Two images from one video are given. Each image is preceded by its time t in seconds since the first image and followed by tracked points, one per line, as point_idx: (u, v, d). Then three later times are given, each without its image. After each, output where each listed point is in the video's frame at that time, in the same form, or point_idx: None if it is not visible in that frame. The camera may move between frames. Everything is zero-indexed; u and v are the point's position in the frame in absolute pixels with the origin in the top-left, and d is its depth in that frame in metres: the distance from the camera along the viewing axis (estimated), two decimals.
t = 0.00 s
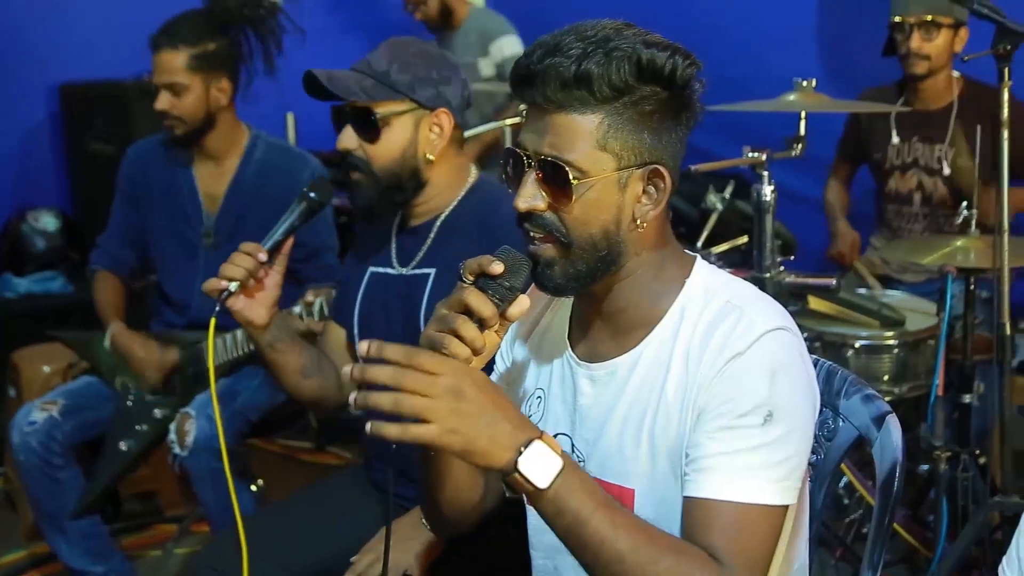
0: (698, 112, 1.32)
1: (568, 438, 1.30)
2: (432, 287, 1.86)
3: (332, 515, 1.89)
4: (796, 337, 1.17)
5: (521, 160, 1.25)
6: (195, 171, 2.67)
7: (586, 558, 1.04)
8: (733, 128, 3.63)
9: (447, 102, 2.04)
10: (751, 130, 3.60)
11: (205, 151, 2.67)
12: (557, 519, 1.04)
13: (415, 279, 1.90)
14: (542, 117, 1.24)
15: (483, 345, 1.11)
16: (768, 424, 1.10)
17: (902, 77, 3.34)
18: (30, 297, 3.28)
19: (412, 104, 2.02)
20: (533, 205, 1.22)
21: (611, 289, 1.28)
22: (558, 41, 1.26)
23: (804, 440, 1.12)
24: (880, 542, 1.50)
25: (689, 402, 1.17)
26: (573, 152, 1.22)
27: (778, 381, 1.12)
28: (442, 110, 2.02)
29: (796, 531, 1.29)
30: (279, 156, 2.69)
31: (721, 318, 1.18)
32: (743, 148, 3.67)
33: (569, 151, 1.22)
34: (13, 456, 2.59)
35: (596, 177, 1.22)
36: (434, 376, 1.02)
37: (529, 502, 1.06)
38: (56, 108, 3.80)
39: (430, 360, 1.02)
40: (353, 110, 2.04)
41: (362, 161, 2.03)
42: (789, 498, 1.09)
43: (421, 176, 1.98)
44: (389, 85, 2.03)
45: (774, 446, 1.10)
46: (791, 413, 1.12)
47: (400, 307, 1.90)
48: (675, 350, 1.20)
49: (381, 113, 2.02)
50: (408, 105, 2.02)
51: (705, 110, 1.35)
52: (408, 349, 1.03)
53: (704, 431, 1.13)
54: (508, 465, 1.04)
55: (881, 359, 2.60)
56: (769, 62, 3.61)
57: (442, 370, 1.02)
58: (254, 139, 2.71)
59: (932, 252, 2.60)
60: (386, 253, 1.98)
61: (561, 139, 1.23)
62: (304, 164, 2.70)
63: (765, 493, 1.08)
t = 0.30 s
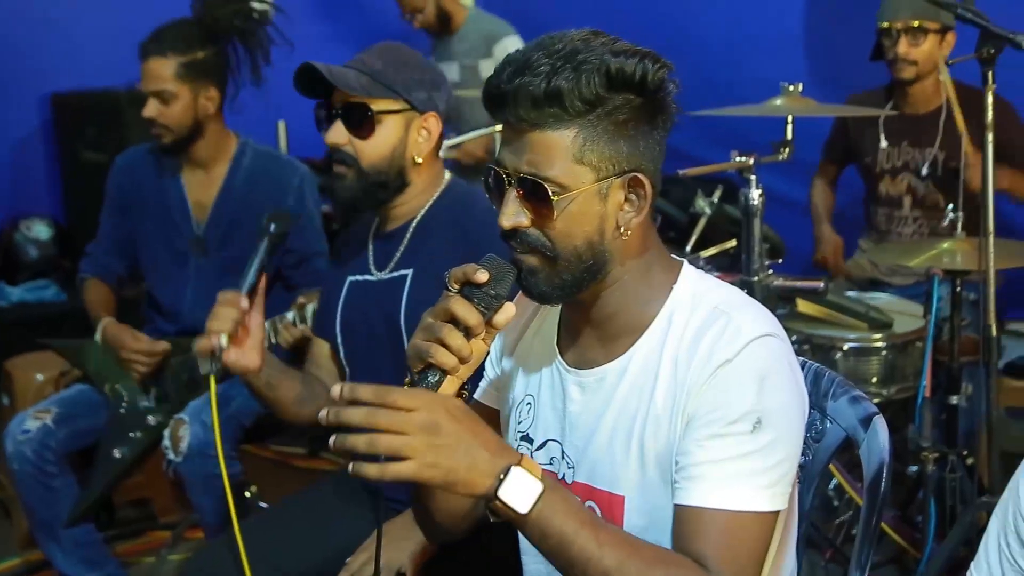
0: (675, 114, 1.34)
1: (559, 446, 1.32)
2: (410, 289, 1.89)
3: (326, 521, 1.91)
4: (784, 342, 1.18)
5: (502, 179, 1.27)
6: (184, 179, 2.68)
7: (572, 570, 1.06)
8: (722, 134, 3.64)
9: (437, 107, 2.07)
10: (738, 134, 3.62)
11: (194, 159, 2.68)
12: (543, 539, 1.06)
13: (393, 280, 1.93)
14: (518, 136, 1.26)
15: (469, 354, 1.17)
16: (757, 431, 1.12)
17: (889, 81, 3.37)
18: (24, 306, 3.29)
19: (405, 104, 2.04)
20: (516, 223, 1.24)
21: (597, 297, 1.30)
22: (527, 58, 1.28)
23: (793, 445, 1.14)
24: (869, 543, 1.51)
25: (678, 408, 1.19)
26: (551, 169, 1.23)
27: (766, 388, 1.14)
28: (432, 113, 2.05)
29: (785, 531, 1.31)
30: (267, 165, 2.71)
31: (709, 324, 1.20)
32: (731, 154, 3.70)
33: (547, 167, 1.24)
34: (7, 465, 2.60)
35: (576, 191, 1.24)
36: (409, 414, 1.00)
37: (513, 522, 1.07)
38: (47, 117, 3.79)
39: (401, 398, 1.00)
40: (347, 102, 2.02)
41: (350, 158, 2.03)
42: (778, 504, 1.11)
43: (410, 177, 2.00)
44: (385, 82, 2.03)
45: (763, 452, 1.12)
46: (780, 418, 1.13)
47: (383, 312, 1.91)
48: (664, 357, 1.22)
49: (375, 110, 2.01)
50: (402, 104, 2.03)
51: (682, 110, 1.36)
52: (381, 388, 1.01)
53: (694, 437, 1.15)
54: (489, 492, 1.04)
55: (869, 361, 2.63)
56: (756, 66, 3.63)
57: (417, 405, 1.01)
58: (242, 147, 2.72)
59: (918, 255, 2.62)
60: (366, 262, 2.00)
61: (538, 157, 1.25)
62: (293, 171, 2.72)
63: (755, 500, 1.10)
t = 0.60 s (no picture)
0: (657, 127, 1.43)
1: (544, 448, 1.40)
2: (403, 301, 1.97)
3: (330, 528, 1.99)
4: (758, 346, 1.28)
5: (490, 185, 1.36)
6: (185, 191, 2.76)
7: (546, 564, 1.13)
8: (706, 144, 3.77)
9: (436, 117, 2.19)
10: (722, 147, 3.75)
11: (195, 170, 2.76)
12: (517, 529, 1.13)
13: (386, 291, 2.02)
14: (506, 143, 1.35)
15: (457, 359, 1.27)
16: (730, 431, 1.21)
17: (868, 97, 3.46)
18: (28, 312, 3.36)
19: (406, 112, 2.15)
20: (502, 227, 1.33)
21: (581, 303, 1.39)
22: (518, 68, 1.37)
23: (764, 444, 1.22)
24: (844, 542, 1.62)
25: (657, 409, 1.28)
26: (538, 176, 1.32)
27: (739, 390, 1.23)
28: (430, 123, 2.18)
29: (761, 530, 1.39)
30: (263, 176, 2.78)
31: (686, 331, 1.30)
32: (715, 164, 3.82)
33: (534, 173, 1.32)
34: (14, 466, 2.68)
35: (562, 198, 1.32)
36: (387, 408, 1.06)
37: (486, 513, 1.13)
38: (53, 130, 3.89)
39: (381, 393, 1.06)
40: (351, 109, 2.13)
41: (353, 163, 2.13)
42: (748, 501, 1.19)
43: (410, 183, 2.10)
44: (387, 89, 2.13)
45: (735, 450, 1.20)
46: (751, 418, 1.22)
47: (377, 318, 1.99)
48: (644, 362, 1.31)
49: (378, 116, 2.12)
50: (404, 112, 2.14)
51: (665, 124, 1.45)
52: (359, 385, 1.06)
53: (669, 436, 1.23)
54: (464, 483, 1.11)
55: (848, 366, 2.72)
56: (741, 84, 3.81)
57: (395, 399, 1.06)
58: (241, 158, 2.81)
59: (895, 265, 2.72)
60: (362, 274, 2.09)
61: (525, 163, 1.33)
62: (289, 181, 2.78)
63: (726, 496, 1.18)
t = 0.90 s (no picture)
0: (630, 131, 1.49)
1: (520, 448, 1.45)
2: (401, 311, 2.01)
3: (314, 515, 2.14)
4: (728, 345, 1.33)
5: (467, 189, 1.42)
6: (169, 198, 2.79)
7: (498, 546, 1.12)
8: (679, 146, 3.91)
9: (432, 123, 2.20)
10: (696, 150, 3.87)
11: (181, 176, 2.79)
12: (469, 509, 1.12)
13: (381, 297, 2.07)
14: (482, 147, 1.40)
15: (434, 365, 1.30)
16: (694, 423, 1.26)
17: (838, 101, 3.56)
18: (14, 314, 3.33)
19: (400, 117, 2.17)
20: (477, 230, 1.38)
21: (556, 304, 1.44)
22: (494, 73, 1.43)
23: (726, 438, 1.27)
24: (815, 537, 1.64)
25: (627, 403, 1.33)
26: (513, 180, 1.38)
27: (706, 384, 1.28)
28: (427, 128, 2.19)
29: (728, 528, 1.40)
30: (249, 181, 2.83)
31: (659, 329, 1.35)
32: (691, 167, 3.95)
33: (509, 178, 1.38)
34: None
35: (537, 201, 1.38)
36: (348, 375, 1.04)
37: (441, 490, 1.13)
38: (41, 135, 3.92)
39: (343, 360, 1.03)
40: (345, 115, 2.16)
41: (347, 168, 2.16)
42: (705, 492, 1.24)
43: (404, 188, 2.13)
44: (381, 97, 2.18)
45: (696, 441, 1.25)
46: (713, 414, 1.27)
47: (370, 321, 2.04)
48: (616, 357, 1.36)
49: (371, 121, 2.15)
50: (398, 117, 2.17)
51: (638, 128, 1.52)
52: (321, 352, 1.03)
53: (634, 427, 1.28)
54: (418, 458, 1.10)
55: (821, 365, 2.79)
56: (715, 90, 3.91)
57: (355, 368, 1.04)
58: (225, 162, 2.85)
59: (865, 265, 2.79)
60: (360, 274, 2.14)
61: (501, 166, 1.39)
62: (273, 186, 2.84)
63: (683, 483, 1.22)
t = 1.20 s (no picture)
0: (593, 141, 1.55)
1: (493, 451, 1.50)
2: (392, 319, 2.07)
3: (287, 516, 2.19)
4: (699, 347, 1.38)
5: (433, 198, 1.48)
6: (145, 202, 2.84)
7: None
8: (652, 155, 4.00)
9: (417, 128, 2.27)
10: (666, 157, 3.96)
11: (158, 182, 2.83)
12: None
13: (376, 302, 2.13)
14: (449, 156, 1.47)
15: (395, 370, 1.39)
16: (678, 433, 1.31)
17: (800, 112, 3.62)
18: None
19: (385, 128, 2.24)
20: (444, 238, 1.44)
21: (525, 308, 1.49)
22: (460, 83, 1.48)
23: (708, 444, 1.33)
24: (781, 536, 1.71)
25: (606, 412, 1.37)
26: (479, 188, 1.44)
27: (685, 393, 1.33)
28: (412, 134, 2.25)
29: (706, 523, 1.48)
30: (224, 183, 2.88)
31: (632, 336, 1.39)
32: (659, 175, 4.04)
33: (474, 186, 1.44)
34: None
35: (502, 209, 1.44)
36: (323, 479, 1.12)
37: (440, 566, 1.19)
38: (16, 139, 3.93)
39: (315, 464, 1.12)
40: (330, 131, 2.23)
41: (337, 183, 2.22)
42: (694, 501, 1.30)
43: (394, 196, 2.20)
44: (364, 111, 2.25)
45: (682, 452, 1.30)
46: (695, 421, 1.32)
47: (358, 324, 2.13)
48: (591, 365, 1.41)
49: (354, 136, 2.21)
50: (382, 129, 2.24)
51: (603, 137, 1.58)
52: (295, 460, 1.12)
53: (620, 438, 1.33)
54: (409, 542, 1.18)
55: (785, 367, 2.86)
56: (685, 96, 3.96)
57: (328, 472, 1.12)
58: (200, 166, 2.89)
59: (829, 270, 2.86)
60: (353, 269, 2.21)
61: (467, 174, 1.45)
62: (247, 189, 2.88)
63: (675, 499, 1.28)
